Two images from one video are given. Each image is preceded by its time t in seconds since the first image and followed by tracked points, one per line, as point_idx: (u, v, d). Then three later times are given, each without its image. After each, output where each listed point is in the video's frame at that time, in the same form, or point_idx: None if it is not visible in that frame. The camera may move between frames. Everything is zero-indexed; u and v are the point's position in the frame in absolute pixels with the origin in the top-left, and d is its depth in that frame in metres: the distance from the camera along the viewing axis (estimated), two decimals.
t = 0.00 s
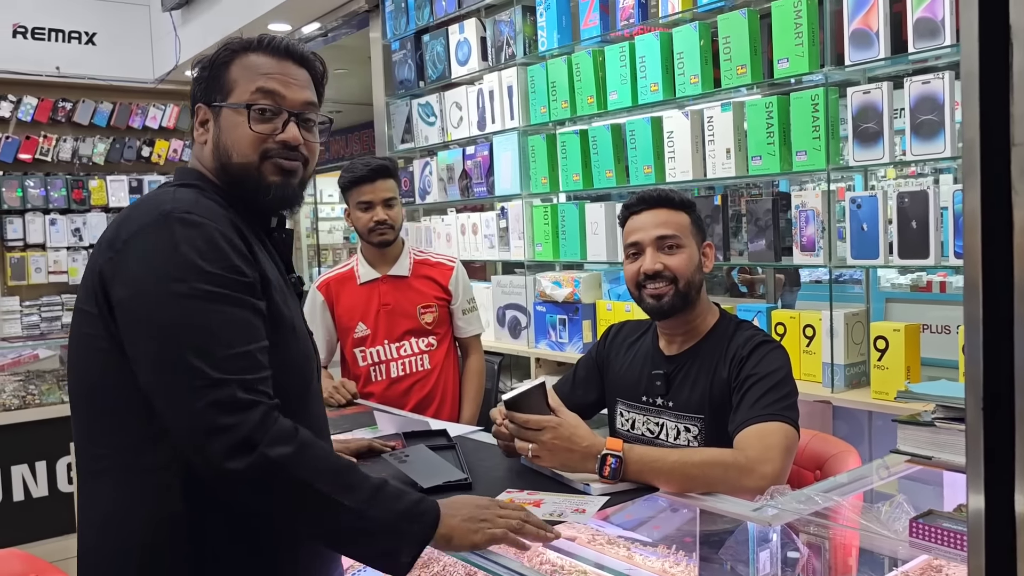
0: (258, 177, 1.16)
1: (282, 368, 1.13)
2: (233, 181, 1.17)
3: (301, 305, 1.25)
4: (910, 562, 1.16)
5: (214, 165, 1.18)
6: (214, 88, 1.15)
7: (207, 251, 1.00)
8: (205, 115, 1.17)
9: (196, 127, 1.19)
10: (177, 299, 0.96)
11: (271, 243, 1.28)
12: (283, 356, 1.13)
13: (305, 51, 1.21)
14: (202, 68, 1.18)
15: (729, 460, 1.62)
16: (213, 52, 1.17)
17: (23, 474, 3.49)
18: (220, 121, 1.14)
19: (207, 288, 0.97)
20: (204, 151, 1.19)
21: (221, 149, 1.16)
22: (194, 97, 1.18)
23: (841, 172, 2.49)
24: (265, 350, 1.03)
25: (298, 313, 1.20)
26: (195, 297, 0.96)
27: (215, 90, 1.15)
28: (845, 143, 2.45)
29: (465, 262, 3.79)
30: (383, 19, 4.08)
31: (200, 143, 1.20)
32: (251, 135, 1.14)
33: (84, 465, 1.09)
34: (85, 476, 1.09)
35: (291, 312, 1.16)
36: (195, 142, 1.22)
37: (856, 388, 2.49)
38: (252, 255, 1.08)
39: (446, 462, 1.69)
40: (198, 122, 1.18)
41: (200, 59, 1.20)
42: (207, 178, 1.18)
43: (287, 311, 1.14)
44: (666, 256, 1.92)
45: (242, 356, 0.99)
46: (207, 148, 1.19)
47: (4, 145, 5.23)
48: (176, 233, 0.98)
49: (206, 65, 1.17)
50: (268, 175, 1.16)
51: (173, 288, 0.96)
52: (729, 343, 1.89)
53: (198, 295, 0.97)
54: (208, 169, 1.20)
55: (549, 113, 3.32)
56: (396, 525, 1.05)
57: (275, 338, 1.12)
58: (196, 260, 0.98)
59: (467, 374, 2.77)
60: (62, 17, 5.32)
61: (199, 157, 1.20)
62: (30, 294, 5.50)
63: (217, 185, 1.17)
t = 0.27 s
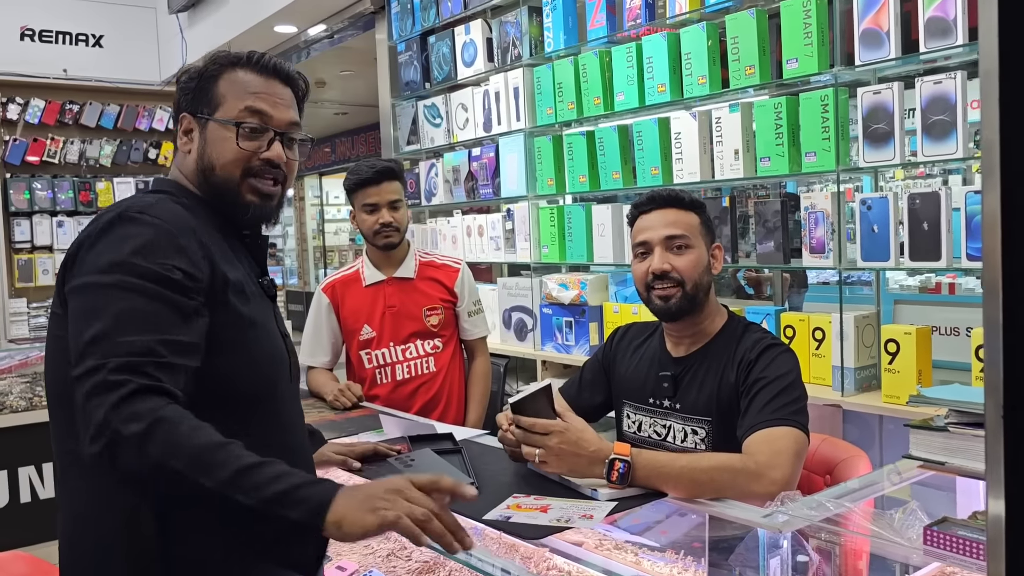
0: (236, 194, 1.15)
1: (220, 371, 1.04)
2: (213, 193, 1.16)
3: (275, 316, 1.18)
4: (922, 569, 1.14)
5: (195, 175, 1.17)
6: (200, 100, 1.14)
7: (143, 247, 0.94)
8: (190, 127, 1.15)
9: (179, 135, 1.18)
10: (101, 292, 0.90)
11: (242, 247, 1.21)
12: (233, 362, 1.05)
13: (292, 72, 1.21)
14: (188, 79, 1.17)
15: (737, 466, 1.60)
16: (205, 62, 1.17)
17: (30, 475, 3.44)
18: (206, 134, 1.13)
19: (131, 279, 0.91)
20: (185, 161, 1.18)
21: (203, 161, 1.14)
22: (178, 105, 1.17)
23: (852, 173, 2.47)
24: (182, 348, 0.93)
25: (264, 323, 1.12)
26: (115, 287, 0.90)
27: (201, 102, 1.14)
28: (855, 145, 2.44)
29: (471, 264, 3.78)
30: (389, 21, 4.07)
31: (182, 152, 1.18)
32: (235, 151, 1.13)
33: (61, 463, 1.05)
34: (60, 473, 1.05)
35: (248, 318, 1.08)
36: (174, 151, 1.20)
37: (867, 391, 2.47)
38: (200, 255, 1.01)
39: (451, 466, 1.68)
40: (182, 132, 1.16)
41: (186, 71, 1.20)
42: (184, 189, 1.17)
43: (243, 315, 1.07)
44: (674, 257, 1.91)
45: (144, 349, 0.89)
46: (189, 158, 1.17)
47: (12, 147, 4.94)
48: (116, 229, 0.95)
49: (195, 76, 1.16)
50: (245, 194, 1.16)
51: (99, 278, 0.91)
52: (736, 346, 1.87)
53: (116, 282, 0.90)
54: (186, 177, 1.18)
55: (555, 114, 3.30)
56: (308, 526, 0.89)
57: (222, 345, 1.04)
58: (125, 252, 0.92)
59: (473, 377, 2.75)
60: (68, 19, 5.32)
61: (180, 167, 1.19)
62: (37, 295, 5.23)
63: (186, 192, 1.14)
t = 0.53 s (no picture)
0: (244, 207, 1.20)
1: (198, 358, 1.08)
2: (217, 202, 1.19)
3: (258, 313, 1.22)
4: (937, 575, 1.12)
5: (201, 183, 1.18)
6: (214, 110, 1.14)
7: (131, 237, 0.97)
8: (200, 135, 1.15)
9: (171, 141, 1.19)
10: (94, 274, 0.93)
11: (229, 249, 1.24)
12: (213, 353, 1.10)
13: (293, 87, 1.24)
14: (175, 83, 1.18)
15: (749, 471, 1.57)
16: (204, 73, 1.16)
17: (33, 478, 3.43)
18: (223, 149, 1.15)
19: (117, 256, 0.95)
20: (189, 168, 1.18)
21: (216, 173, 1.16)
22: (184, 111, 1.15)
23: (862, 174, 2.45)
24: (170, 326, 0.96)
25: (246, 318, 1.16)
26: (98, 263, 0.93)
27: (216, 115, 1.14)
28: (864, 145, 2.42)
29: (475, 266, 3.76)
30: (393, 22, 4.06)
31: (184, 159, 1.17)
32: (254, 168, 1.16)
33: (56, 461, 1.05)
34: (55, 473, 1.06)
35: (227, 312, 1.12)
36: (174, 155, 1.19)
37: (877, 394, 2.45)
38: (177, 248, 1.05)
39: (459, 470, 1.67)
40: (188, 140, 1.15)
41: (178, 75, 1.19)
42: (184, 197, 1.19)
43: (226, 313, 1.12)
44: (682, 259, 1.88)
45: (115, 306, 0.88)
46: (196, 166, 1.17)
47: (16, 148, 4.91)
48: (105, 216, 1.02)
49: (180, 78, 1.18)
50: (252, 207, 1.21)
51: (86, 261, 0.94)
52: (746, 350, 1.84)
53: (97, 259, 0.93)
54: (190, 185, 1.19)
55: (560, 115, 3.28)
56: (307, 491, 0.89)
57: (205, 340, 1.09)
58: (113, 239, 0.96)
59: (478, 379, 2.72)
60: (72, 21, 5.31)
61: (178, 172, 1.19)
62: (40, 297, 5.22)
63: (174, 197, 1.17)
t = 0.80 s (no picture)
0: (249, 203, 1.21)
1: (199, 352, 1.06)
2: (221, 198, 1.19)
3: (258, 313, 1.21)
4: None
5: (205, 182, 1.18)
6: (214, 108, 1.15)
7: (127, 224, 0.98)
8: (202, 134, 1.16)
9: (167, 142, 1.19)
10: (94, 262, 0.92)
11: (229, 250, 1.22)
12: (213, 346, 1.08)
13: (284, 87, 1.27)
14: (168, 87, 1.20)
15: (755, 471, 1.56)
16: (199, 74, 1.17)
17: (33, 478, 3.41)
18: (226, 145, 1.16)
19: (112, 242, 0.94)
20: (191, 168, 1.18)
21: (221, 171, 1.17)
22: (184, 111, 1.16)
23: (866, 173, 2.44)
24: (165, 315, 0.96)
25: (247, 317, 1.15)
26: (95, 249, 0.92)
27: (217, 112, 1.16)
28: (868, 144, 2.41)
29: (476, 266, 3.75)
30: (394, 22, 4.05)
31: (187, 159, 1.17)
32: (259, 162, 1.18)
33: (55, 461, 1.03)
34: (54, 472, 1.04)
35: (230, 310, 1.12)
36: (174, 157, 1.19)
37: (880, 395, 2.45)
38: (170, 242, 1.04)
39: (462, 471, 1.66)
40: (191, 138, 1.16)
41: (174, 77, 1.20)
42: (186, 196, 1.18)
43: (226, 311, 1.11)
44: (683, 258, 1.87)
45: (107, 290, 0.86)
46: (199, 166, 1.17)
47: (16, 148, 4.89)
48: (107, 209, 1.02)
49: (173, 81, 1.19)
50: (256, 204, 1.22)
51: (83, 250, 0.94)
52: (747, 350, 1.84)
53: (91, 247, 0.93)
54: (193, 186, 1.19)
55: (562, 114, 3.28)
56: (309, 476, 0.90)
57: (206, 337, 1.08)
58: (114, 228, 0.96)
59: (480, 380, 2.71)
60: (72, 21, 5.29)
61: (179, 172, 1.18)
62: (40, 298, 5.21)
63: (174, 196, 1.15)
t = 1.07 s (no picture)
0: (248, 202, 1.16)
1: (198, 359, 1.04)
2: (216, 199, 1.15)
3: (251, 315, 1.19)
4: None
5: (199, 183, 1.14)
6: (206, 106, 1.10)
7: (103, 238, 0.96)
8: (195, 134, 1.11)
9: (156, 141, 1.15)
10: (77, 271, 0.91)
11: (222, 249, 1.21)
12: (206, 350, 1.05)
13: (280, 77, 1.20)
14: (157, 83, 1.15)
15: (757, 473, 1.55)
16: (188, 71, 1.12)
17: (31, 480, 3.40)
18: (220, 144, 1.11)
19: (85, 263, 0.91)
20: (186, 168, 1.14)
21: (215, 171, 1.12)
22: (174, 111, 1.11)
23: (867, 174, 2.45)
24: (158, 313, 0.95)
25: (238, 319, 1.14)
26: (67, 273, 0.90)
27: (210, 111, 1.10)
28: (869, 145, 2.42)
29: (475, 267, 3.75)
30: (394, 23, 4.05)
31: (181, 159, 1.13)
32: (254, 162, 1.12)
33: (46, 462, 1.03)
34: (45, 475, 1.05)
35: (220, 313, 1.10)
36: (168, 157, 1.15)
37: (881, 397, 2.45)
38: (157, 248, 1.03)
39: (463, 472, 1.65)
40: (182, 138, 1.11)
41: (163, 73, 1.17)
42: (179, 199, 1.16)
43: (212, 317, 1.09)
44: (666, 271, 1.86)
45: (88, 316, 0.84)
46: (193, 167, 1.13)
47: (14, 149, 4.88)
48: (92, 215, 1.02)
49: (162, 77, 1.15)
50: (257, 201, 1.17)
51: (59, 271, 0.92)
52: (746, 353, 1.83)
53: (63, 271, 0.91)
54: (188, 187, 1.15)
55: (563, 115, 3.27)
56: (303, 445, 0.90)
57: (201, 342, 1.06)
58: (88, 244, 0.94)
59: (479, 382, 2.69)
60: (70, 22, 5.28)
61: (172, 173, 1.16)
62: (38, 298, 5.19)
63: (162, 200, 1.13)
